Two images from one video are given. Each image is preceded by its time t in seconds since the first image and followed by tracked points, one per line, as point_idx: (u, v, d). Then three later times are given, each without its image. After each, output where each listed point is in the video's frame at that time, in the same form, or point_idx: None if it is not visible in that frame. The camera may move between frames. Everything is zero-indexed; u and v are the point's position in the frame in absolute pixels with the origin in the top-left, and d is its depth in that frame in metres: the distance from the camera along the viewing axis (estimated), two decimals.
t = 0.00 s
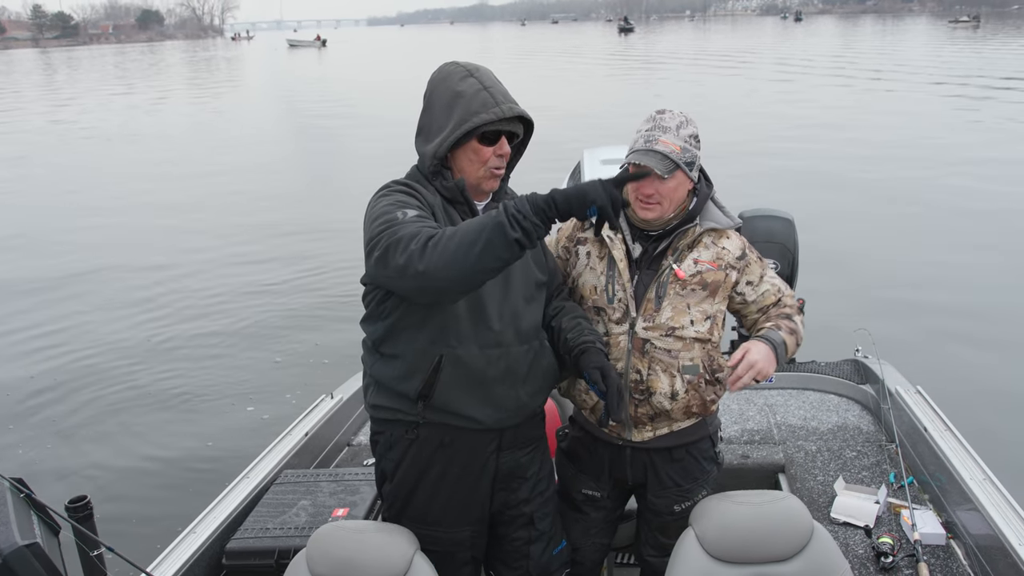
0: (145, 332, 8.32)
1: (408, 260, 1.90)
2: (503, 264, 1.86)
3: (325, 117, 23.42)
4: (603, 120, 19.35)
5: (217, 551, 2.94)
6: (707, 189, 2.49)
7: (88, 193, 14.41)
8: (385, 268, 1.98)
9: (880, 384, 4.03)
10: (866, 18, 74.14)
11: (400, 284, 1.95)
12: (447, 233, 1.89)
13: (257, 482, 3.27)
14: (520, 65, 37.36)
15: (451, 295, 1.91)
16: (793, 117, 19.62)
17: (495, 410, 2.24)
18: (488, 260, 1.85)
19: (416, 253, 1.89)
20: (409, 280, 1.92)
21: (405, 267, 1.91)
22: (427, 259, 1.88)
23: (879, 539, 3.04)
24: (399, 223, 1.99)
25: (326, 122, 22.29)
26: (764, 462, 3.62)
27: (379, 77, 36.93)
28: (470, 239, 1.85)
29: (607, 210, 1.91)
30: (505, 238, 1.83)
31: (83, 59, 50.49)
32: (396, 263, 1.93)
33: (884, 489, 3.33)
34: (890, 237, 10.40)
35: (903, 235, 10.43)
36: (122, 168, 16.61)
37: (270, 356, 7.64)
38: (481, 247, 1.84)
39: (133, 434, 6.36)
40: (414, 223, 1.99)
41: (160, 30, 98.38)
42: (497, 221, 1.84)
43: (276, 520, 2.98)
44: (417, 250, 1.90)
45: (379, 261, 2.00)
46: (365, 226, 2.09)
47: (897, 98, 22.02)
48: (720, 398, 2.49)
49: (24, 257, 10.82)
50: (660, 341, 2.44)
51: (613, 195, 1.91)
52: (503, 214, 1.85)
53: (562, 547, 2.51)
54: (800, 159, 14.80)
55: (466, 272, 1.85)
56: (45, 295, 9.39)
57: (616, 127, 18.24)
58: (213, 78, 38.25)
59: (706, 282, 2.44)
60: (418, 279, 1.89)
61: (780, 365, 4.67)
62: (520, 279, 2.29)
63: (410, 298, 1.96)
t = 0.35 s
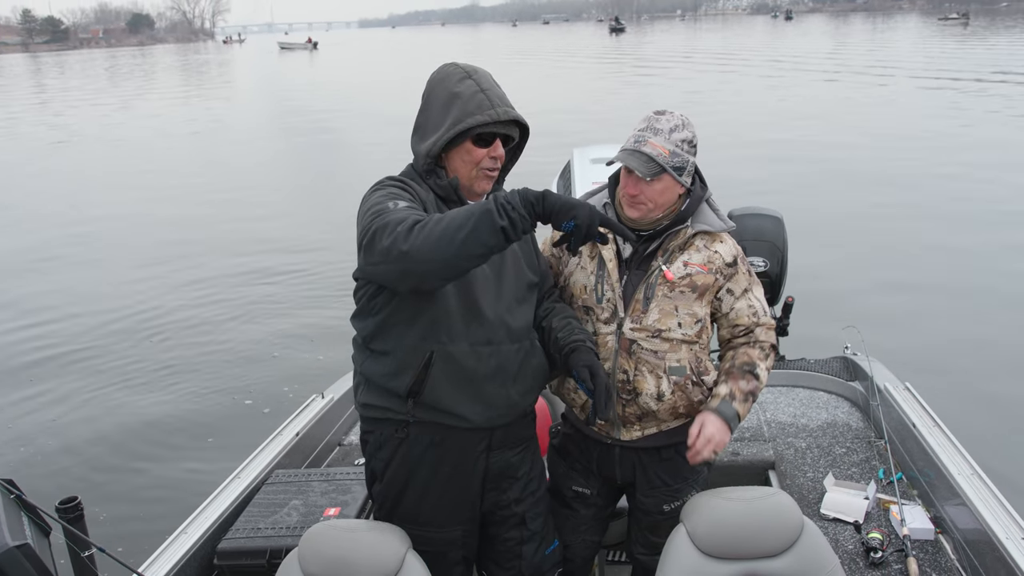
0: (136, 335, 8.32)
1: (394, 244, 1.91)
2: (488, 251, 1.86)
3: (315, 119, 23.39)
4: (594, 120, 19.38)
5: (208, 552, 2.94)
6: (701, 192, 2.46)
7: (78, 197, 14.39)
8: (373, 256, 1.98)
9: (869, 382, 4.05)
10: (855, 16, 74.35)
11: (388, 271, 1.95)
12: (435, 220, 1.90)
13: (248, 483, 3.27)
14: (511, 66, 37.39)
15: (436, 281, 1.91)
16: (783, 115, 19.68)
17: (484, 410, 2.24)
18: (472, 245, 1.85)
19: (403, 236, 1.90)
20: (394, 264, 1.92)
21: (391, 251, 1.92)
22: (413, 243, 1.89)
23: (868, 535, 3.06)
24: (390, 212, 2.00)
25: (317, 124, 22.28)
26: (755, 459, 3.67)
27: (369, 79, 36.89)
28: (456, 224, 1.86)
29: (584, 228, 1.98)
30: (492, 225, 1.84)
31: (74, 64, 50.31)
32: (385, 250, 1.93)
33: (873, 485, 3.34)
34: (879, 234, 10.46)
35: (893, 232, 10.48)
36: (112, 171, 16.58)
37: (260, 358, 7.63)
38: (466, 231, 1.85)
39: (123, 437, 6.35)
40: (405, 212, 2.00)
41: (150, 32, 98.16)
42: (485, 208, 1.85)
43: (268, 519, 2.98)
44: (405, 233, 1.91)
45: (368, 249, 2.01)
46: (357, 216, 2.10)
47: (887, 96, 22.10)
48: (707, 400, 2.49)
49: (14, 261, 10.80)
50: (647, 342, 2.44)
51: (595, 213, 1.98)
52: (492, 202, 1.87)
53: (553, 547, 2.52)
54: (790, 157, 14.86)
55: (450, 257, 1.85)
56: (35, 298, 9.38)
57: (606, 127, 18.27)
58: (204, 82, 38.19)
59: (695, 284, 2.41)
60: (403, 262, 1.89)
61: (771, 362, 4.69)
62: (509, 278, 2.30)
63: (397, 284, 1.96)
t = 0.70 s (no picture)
0: (125, 339, 8.30)
1: (386, 239, 1.92)
2: (477, 241, 1.86)
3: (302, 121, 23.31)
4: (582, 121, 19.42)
5: (198, 554, 2.93)
6: (696, 195, 2.47)
7: (64, 201, 14.32)
8: (365, 253, 1.99)
9: (857, 380, 4.07)
10: (841, 16, 74.73)
11: (381, 265, 1.95)
12: (424, 212, 1.91)
13: (238, 485, 3.25)
14: (500, 67, 37.41)
15: (426, 276, 1.91)
16: (770, 116, 19.78)
17: (476, 407, 2.25)
18: (461, 236, 1.85)
19: (393, 232, 1.91)
20: (386, 258, 1.93)
21: (383, 246, 1.92)
22: (403, 235, 1.89)
23: (857, 532, 3.08)
24: (383, 209, 2.01)
25: (305, 127, 22.25)
26: (743, 457, 3.64)
27: (357, 81, 36.87)
28: (446, 215, 1.86)
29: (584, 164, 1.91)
30: (482, 214, 1.84)
31: (60, 69, 50.11)
32: (377, 244, 1.93)
33: (862, 482, 3.37)
34: (866, 232, 10.52)
35: (879, 231, 10.55)
36: (99, 176, 16.52)
37: (248, 361, 7.61)
38: (456, 220, 1.85)
39: (111, 441, 6.31)
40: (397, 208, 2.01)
41: (135, 35, 97.58)
42: (474, 197, 1.86)
43: (259, 522, 2.97)
44: (395, 227, 1.92)
45: (361, 246, 2.02)
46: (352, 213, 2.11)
47: (873, 95, 22.23)
48: (698, 403, 2.50)
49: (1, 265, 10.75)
50: (638, 345, 2.44)
51: (585, 148, 1.92)
52: (481, 189, 1.87)
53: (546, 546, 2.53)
54: (777, 157, 14.93)
55: (440, 248, 1.86)
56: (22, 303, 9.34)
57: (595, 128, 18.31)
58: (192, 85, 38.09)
59: (687, 289, 2.42)
60: (395, 257, 1.90)
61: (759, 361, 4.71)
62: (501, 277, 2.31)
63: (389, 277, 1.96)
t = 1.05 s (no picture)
0: (115, 339, 8.27)
1: (377, 241, 1.92)
2: (468, 252, 1.87)
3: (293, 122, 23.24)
4: (572, 121, 19.44)
5: (192, 555, 2.93)
6: (691, 191, 2.48)
7: (53, 203, 14.26)
8: (356, 252, 1.99)
9: (847, 375, 4.09)
10: (831, 15, 74.97)
11: (370, 269, 1.96)
12: (417, 218, 1.92)
13: (231, 485, 3.25)
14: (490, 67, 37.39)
15: (415, 280, 1.92)
16: (760, 114, 19.83)
17: (469, 408, 2.26)
18: (453, 246, 1.86)
19: (385, 233, 1.91)
20: (377, 260, 1.93)
21: (374, 247, 1.92)
22: (395, 238, 1.89)
23: (848, 526, 3.10)
24: (375, 209, 2.01)
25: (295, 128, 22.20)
26: (736, 453, 3.66)
27: (347, 82, 36.79)
28: (439, 224, 1.87)
29: (569, 238, 2.05)
30: (475, 229, 1.86)
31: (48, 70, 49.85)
32: (368, 245, 1.94)
33: (853, 477, 3.39)
34: (856, 229, 10.56)
35: (869, 228, 10.59)
36: (87, 177, 16.45)
37: (240, 362, 7.59)
38: (449, 231, 1.86)
39: (103, 442, 6.30)
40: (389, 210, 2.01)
41: (125, 36, 97.07)
42: (468, 211, 1.87)
43: (252, 522, 2.97)
44: (387, 229, 1.92)
45: (352, 246, 2.02)
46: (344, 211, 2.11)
47: (863, 94, 22.31)
48: (693, 397, 2.52)
49: None
50: (635, 340, 2.46)
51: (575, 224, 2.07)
52: (476, 205, 1.88)
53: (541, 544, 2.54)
54: (767, 155, 14.98)
55: (431, 256, 1.86)
56: (11, 305, 9.30)
57: (585, 127, 18.32)
58: (181, 86, 37.96)
59: (683, 282, 2.42)
60: (386, 259, 1.90)
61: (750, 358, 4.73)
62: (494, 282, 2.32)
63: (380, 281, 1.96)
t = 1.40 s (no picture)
0: (104, 344, 8.24)
1: (363, 251, 1.93)
2: (454, 256, 1.88)
3: (280, 125, 23.18)
4: (561, 123, 19.47)
5: (184, 561, 2.92)
6: (682, 195, 2.51)
7: (40, 207, 14.19)
8: (343, 262, 2.00)
9: (836, 376, 4.12)
10: (817, 17, 75.32)
11: (358, 277, 1.96)
12: (402, 224, 1.93)
13: (223, 492, 3.25)
14: (479, 69, 37.38)
15: (403, 286, 1.93)
16: (748, 116, 19.91)
17: (461, 412, 2.26)
18: (440, 251, 1.87)
19: (371, 243, 1.92)
20: (363, 269, 1.94)
21: (361, 256, 1.93)
22: (380, 248, 1.90)
23: (839, 525, 3.11)
24: (361, 217, 2.02)
25: (283, 131, 22.14)
26: (726, 454, 3.67)
27: (336, 84, 36.71)
28: (423, 230, 1.88)
29: (554, 231, 2.01)
30: (459, 232, 1.87)
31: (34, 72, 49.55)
32: (354, 256, 1.95)
33: (843, 477, 3.41)
34: (844, 230, 10.61)
35: (857, 229, 10.65)
36: (74, 181, 16.36)
37: (230, 368, 7.57)
38: (434, 236, 1.86)
39: (92, 448, 6.27)
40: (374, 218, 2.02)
41: (110, 39, 96.51)
42: (452, 213, 1.87)
43: (244, 528, 2.96)
44: (372, 238, 1.93)
45: (339, 254, 2.02)
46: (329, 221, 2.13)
47: (851, 95, 22.43)
48: (684, 398, 2.54)
49: None
50: (627, 342, 2.47)
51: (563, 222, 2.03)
52: (459, 207, 1.88)
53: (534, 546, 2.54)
54: (755, 157, 15.04)
55: (417, 261, 1.87)
56: None
57: (574, 129, 18.35)
58: (168, 89, 37.77)
59: (672, 282, 2.43)
60: (372, 268, 1.92)
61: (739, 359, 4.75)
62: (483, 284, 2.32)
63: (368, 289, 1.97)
